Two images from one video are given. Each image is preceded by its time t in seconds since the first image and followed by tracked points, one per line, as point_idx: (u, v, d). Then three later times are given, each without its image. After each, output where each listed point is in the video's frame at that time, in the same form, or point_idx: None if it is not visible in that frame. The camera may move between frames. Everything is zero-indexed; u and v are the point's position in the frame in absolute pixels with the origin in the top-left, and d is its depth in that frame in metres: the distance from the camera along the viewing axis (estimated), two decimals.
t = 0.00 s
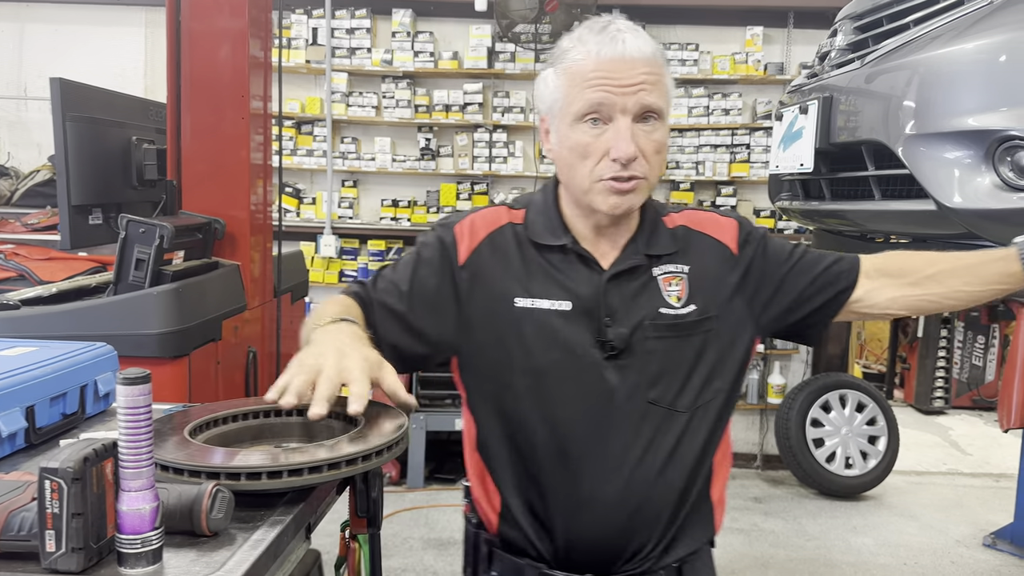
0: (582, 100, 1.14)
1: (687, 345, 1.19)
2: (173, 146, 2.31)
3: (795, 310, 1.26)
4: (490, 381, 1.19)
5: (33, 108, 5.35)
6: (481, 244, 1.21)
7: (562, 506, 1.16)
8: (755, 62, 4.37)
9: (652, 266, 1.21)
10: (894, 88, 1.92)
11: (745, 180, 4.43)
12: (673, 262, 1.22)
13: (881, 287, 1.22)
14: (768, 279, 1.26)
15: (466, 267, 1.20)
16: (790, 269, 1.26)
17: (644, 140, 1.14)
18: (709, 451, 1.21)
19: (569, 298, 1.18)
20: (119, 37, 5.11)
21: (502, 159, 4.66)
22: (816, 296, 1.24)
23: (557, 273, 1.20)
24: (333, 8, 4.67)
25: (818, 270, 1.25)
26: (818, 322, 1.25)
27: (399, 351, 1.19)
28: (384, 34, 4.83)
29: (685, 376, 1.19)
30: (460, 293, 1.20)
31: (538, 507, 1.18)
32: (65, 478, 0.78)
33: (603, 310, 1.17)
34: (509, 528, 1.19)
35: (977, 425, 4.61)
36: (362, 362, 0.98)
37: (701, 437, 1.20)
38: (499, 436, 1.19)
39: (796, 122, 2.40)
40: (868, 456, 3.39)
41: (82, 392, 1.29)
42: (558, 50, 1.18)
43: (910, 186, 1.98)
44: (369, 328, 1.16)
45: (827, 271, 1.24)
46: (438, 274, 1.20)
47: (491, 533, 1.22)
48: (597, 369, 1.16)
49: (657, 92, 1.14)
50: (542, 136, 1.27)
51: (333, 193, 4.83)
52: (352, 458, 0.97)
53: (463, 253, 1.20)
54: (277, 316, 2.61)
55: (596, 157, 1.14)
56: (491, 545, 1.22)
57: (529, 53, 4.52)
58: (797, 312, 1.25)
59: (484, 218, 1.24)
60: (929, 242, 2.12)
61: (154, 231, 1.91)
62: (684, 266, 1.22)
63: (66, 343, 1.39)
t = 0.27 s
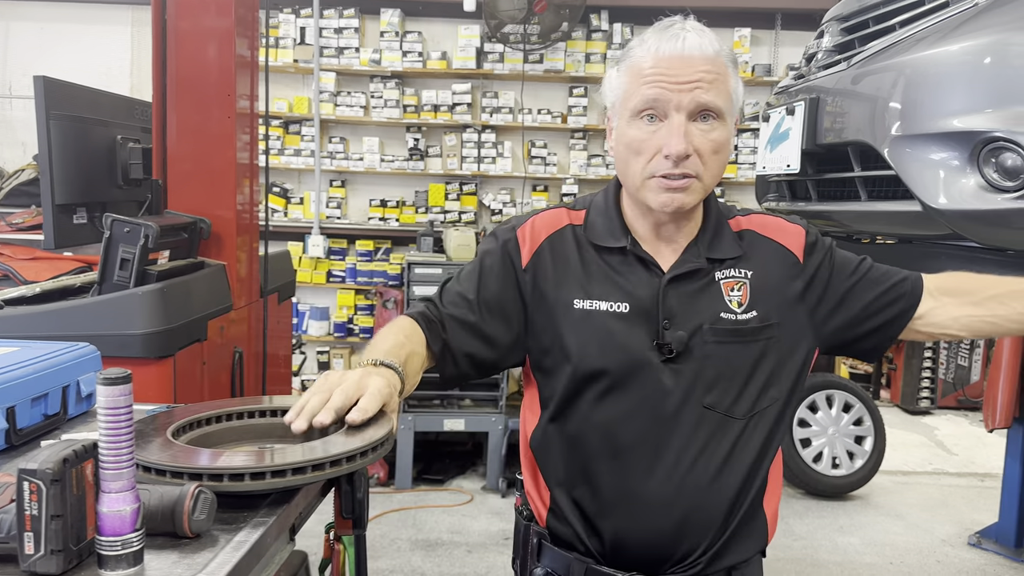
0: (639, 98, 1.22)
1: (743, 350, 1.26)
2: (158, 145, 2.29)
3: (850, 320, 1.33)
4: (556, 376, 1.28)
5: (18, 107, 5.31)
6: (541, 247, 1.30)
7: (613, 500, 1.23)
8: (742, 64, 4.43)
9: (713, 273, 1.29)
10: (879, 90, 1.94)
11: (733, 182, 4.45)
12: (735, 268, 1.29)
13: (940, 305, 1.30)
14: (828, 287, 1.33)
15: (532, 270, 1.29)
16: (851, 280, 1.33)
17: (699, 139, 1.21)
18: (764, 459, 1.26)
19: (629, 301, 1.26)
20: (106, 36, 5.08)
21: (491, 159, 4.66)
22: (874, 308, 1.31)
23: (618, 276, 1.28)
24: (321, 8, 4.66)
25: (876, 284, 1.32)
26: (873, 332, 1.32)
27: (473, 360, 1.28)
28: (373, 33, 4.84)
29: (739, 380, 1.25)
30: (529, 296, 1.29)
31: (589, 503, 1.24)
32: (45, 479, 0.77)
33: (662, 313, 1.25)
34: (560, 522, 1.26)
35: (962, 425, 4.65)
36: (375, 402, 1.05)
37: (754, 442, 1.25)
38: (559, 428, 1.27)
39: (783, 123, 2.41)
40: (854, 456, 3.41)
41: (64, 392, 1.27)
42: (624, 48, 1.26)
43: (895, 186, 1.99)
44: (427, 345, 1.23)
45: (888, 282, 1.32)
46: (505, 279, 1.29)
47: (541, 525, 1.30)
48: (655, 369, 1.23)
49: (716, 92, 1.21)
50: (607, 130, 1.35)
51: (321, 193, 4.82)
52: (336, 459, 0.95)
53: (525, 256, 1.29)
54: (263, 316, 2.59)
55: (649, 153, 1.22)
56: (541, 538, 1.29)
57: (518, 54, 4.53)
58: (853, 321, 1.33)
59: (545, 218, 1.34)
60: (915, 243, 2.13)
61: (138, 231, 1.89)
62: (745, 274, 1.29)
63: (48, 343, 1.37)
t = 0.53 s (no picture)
0: (656, 105, 1.21)
1: (752, 357, 1.26)
2: (148, 145, 2.28)
3: (855, 333, 1.35)
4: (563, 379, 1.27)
5: (6, 106, 5.27)
6: (553, 249, 1.29)
7: (620, 503, 1.23)
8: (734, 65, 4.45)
9: (723, 280, 1.28)
10: (869, 91, 1.94)
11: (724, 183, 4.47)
12: (746, 276, 1.29)
13: (939, 326, 1.35)
14: (835, 300, 1.35)
15: (543, 272, 1.28)
16: (857, 294, 1.35)
17: (714, 150, 1.20)
18: (770, 467, 1.25)
19: (639, 307, 1.25)
20: (96, 35, 5.06)
21: (483, 160, 4.66)
22: (879, 323, 1.34)
23: (629, 281, 1.28)
24: (313, 7, 4.65)
25: (880, 299, 1.35)
26: (877, 345, 1.35)
27: (481, 362, 1.25)
28: (364, 33, 4.84)
29: (748, 387, 1.25)
30: (540, 299, 1.28)
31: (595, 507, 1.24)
32: (26, 481, 0.76)
33: (673, 319, 1.24)
34: (566, 525, 1.26)
35: (951, 425, 4.68)
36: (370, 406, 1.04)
37: (760, 448, 1.25)
38: (567, 431, 1.26)
39: (773, 124, 2.41)
40: (845, 456, 3.42)
41: (49, 394, 1.25)
42: (645, 52, 1.24)
43: (885, 188, 2.00)
44: (435, 349, 1.20)
45: (891, 302, 1.35)
46: (517, 280, 1.28)
47: (548, 529, 1.29)
48: (665, 374, 1.23)
49: (734, 104, 1.19)
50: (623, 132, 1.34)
51: (312, 193, 4.81)
52: (322, 460, 0.94)
53: (536, 257, 1.28)
54: (253, 317, 2.58)
55: (663, 162, 1.21)
56: (547, 543, 1.27)
57: (509, 54, 4.53)
58: (858, 334, 1.35)
59: (558, 218, 1.33)
60: (904, 244, 2.14)
61: (127, 231, 1.88)
62: (755, 282, 1.29)
63: (31, 343, 1.35)
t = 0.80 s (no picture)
0: (653, 107, 1.21)
1: (748, 360, 1.26)
2: (137, 144, 2.27)
3: (851, 337, 1.35)
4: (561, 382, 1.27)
5: None
6: (551, 251, 1.29)
7: (618, 505, 1.23)
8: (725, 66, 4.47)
9: (720, 282, 1.28)
10: (859, 92, 1.95)
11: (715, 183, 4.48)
12: (743, 279, 1.29)
13: (931, 335, 1.37)
14: (831, 305, 1.35)
15: (542, 274, 1.28)
16: (853, 297, 1.35)
17: (711, 152, 1.20)
18: (767, 469, 1.26)
19: (636, 309, 1.25)
20: (85, 34, 5.04)
21: (475, 160, 4.65)
22: (873, 328, 1.35)
23: (626, 283, 1.28)
24: (304, 7, 4.64)
25: (876, 304, 1.35)
26: (872, 349, 1.35)
27: (480, 364, 1.25)
28: (356, 33, 4.83)
29: (744, 389, 1.25)
30: (538, 301, 1.28)
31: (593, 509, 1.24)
32: (11, 483, 0.75)
33: (669, 321, 1.24)
34: (564, 527, 1.26)
35: (941, 425, 4.70)
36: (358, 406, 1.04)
37: (756, 450, 1.25)
38: (564, 433, 1.26)
39: (764, 125, 2.42)
40: (836, 456, 3.43)
41: (37, 395, 1.22)
42: (642, 54, 1.24)
43: (874, 189, 2.01)
44: (434, 352, 1.20)
45: (886, 308, 1.36)
46: (515, 283, 1.28)
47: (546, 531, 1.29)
48: (662, 376, 1.23)
49: (730, 106, 1.19)
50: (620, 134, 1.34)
51: (303, 193, 4.80)
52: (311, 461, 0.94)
53: (536, 260, 1.28)
54: (243, 317, 2.57)
55: (660, 165, 1.22)
56: (545, 544, 1.27)
57: (501, 54, 4.53)
58: (851, 339, 1.35)
59: (557, 220, 1.33)
60: (893, 244, 2.15)
61: (116, 231, 1.87)
62: (752, 284, 1.29)
63: (18, 344, 1.31)
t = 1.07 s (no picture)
0: (647, 111, 1.21)
1: (743, 361, 1.26)
2: (129, 145, 2.26)
3: (848, 337, 1.35)
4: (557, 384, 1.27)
5: None
6: (547, 253, 1.29)
7: (615, 505, 1.23)
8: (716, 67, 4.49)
9: (715, 284, 1.29)
10: (850, 93, 1.96)
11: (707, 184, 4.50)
12: (738, 281, 1.29)
13: (931, 335, 1.38)
14: (827, 306, 1.35)
15: (538, 276, 1.28)
16: (849, 299, 1.35)
17: (705, 155, 1.20)
18: (763, 469, 1.26)
19: (631, 311, 1.26)
20: (74, 33, 5.01)
21: (467, 160, 4.64)
22: (870, 328, 1.35)
23: (622, 285, 1.28)
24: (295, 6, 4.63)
25: (871, 306, 1.35)
26: (869, 350, 1.36)
27: (477, 367, 1.25)
28: (347, 33, 4.83)
29: (740, 390, 1.26)
30: (534, 304, 1.28)
31: (590, 509, 1.24)
32: (3, 485, 0.74)
33: (664, 324, 1.25)
34: (562, 527, 1.26)
35: (931, 424, 4.74)
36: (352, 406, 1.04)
37: (752, 450, 1.25)
38: (560, 434, 1.26)
39: (755, 126, 2.43)
40: (827, 455, 3.44)
41: (28, 396, 1.21)
42: (635, 58, 1.24)
43: (864, 189, 2.03)
44: (431, 355, 1.21)
45: (882, 309, 1.36)
46: (511, 286, 1.27)
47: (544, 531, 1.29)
48: (656, 378, 1.23)
49: (724, 108, 1.20)
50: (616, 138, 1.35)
51: (294, 193, 4.79)
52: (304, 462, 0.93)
53: (531, 262, 1.28)
54: (235, 317, 2.56)
55: (653, 168, 1.22)
56: (543, 543, 1.28)
57: (493, 54, 4.53)
58: (848, 340, 1.35)
59: (553, 223, 1.32)
60: (884, 244, 2.16)
61: (107, 231, 1.85)
62: (747, 286, 1.29)
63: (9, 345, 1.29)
